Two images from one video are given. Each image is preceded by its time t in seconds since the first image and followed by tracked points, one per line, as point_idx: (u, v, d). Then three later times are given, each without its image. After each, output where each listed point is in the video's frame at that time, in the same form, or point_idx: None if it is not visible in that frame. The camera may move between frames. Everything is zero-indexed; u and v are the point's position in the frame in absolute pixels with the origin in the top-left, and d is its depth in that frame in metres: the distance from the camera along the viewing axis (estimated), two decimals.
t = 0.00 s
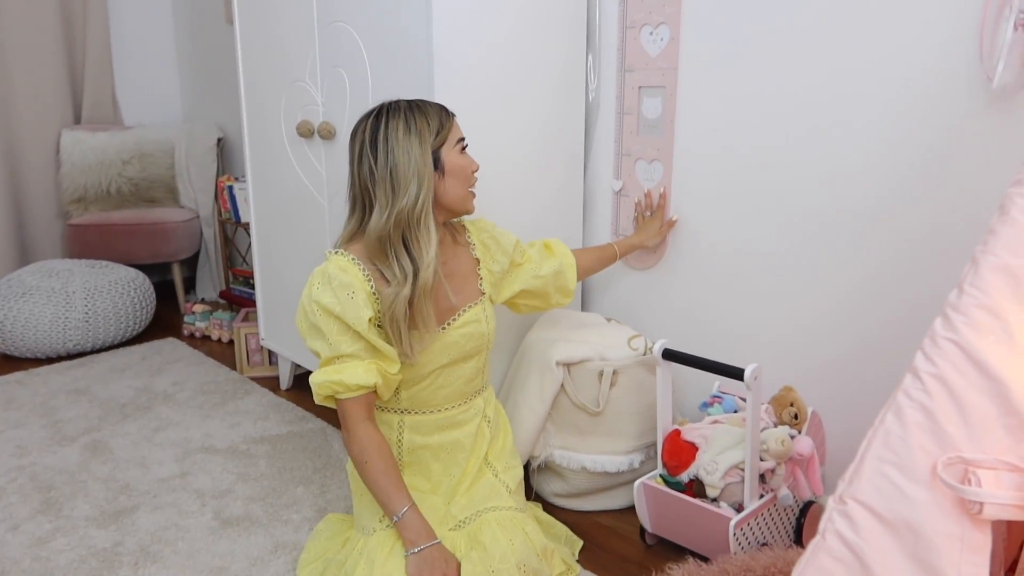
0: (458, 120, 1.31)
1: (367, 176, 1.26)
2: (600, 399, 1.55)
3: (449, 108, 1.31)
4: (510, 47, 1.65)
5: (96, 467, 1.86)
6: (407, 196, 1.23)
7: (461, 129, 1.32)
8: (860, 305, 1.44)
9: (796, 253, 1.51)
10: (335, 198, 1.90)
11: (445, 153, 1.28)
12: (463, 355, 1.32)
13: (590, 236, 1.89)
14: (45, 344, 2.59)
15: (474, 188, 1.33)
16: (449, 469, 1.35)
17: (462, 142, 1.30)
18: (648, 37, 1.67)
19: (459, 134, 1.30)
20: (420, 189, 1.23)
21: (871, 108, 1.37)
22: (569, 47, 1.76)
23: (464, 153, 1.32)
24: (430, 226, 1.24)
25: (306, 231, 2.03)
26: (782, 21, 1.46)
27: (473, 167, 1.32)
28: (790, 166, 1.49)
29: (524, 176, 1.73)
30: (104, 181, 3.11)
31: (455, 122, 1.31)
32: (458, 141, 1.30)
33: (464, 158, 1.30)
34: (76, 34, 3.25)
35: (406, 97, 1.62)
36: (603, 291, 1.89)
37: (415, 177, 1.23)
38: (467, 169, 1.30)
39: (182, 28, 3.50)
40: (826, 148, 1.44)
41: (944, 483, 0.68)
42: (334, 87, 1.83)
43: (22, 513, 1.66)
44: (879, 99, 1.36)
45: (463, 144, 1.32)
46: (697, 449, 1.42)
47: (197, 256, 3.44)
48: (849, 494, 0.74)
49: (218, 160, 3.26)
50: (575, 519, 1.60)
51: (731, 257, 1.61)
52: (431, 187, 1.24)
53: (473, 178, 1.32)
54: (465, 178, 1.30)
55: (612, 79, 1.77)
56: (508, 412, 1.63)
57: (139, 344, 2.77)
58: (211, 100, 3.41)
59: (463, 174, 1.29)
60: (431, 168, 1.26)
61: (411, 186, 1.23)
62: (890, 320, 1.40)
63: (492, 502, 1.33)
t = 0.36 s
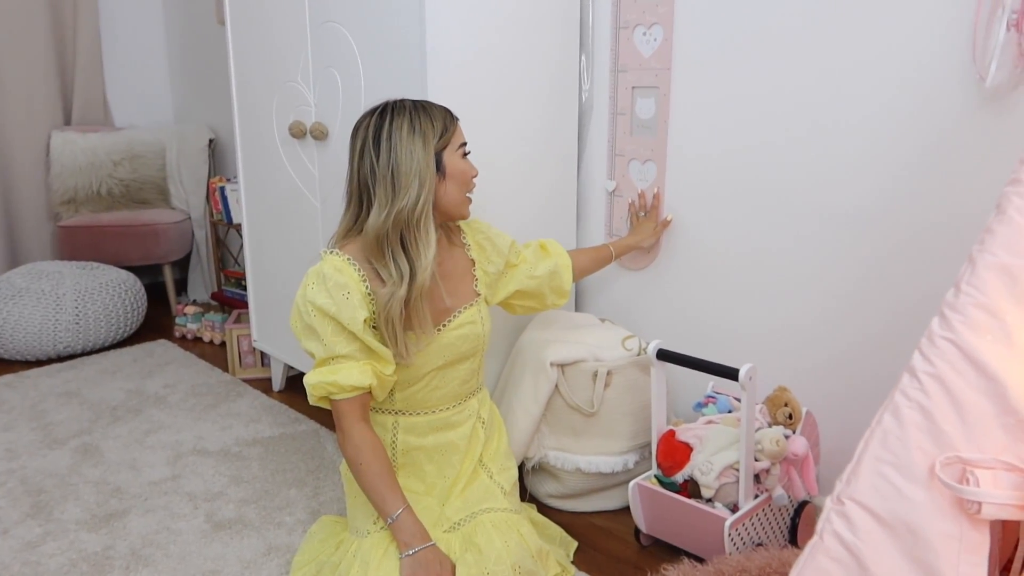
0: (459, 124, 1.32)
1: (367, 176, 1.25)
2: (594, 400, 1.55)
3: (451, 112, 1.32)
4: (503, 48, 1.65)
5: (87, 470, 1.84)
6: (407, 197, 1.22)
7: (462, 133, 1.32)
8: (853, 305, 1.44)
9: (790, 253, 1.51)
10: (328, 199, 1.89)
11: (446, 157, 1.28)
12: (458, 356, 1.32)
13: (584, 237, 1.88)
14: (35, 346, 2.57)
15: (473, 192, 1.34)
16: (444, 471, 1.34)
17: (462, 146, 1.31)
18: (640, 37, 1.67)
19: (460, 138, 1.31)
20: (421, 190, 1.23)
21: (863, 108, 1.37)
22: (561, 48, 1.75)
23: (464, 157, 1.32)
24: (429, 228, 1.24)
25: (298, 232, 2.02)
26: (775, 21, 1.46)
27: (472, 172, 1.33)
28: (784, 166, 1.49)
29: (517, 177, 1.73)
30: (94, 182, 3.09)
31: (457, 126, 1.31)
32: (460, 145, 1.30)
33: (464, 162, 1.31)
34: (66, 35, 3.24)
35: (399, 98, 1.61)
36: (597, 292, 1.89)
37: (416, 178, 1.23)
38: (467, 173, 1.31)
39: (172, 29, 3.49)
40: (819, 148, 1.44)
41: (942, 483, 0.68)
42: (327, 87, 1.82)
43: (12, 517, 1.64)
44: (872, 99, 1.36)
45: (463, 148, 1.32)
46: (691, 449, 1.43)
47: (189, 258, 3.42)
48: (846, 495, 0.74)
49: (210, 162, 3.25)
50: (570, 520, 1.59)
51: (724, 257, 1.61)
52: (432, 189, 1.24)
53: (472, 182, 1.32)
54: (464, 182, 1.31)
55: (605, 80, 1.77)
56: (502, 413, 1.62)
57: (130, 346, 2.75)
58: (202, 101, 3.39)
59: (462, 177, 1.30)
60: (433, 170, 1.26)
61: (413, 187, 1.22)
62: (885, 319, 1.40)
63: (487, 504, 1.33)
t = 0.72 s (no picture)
0: (459, 124, 1.30)
1: (366, 173, 1.24)
2: (594, 400, 1.54)
3: (452, 112, 1.31)
4: (502, 46, 1.64)
5: (82, 471, 1.82)
6: (406, 196, 1.21)
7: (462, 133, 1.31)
8: (855, 304, 1.43)
9: (791, 253, 1.50)
10: (324, 198, 1.87)
11: (447, 156, 1.27)
12: (456, 357, 1.31)
13: (583, 236, 1.87)
14: (29, 346, 2.56)
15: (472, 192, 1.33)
16: (443, 472, 1.33)
17: (463, 146, 1.30)
18: (639, 35, 1.66)
19: (461, 138, 1.30)
20: (420, 190, 1.22)
21: (864, 106, 1.36)
22: (560, 46, 1.74)
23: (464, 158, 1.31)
24: (428, 228, 1.23)
25: (295, 231, 2.00)
26: (776, 19, 1.45)
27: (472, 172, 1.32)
28: (785, 164, 1.48)
29: (516, 176, 1.72)
30: (89, 181, 3.08)
31: (457, 125, 1.30)
32: (460, 145, 1.29)
33: (465, 162, 1.30)
34: (60, 33, 3.21)
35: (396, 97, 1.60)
36: (596, 291, 1.88)
37: (416, 177, 1.21)
38: (467, 173, 1.30)
39: (167, 27, 3.47)
40: (820, 146, 1.43)
41: (953, 486, 0.67)
42: (323, 85, 1.81)
43: (6, 520, 1.63)
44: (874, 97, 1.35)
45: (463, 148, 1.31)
46: (692, 450, 1.42)
47: (184, 257, 3.40)
48: (854, 498, 0.73)
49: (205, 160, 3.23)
50: (569, 520, 1.58)
51: (724, 257, 1.60)
52: (432, 188, 1.23)
53: (471, 182, 1.31)
54: (464, 182, 1.30)
55: (604, 78, 1.76)
56: (501, 413, 1.61)
57: (125, 346, 2.74)
58: (197, 100, 3.37)
59: (462, 178, 1.29)
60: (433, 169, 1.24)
61: (412, 186, 1.21)
62: (886, 319, 1.39)
63: (486, 506, 1.32)
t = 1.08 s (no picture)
0: (451, 116, 1.29)
1: (356, 166, 1.22)
2: (588, 395, 1.53)
3: (444, 103, 1.29)
4: (495, 37, 1.62)
5: (72, 468, 1.81)
6: (397, 188, 1.19)
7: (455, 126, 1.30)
8: (850, 297, 1.42)
9: (786, 245, 1.49)
10: (316, 192, 1.86)
11: (438, 149, 1.25)
12: (449, 352, 1.29)
13: (577, 229, 1.86)
14: (18, 342, 2.53)
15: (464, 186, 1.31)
16: (437, 468, 1.32)
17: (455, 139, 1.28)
18: (634, 26, 1.65)
19: (453, 130, 1.28)
20: (412, 182, 1.20)
21: (860, 97, 1.35)
22: (553, 37, 1.72)
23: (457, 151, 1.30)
24: (419, 221, 1.21)
25: (286, 225, 1.98)
26: (771, 9, 1.43)
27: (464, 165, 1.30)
28: (780, 156, 1.47)
29: (510, 168, 1.70)
30: (78, 175, 3.04)
31: (449, 118, 1.28)
32: (452, 138, 1.28)
33: (457, 155, 1.28)
34: (48, 24, 3.18)
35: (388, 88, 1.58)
36: (591, 285, 1.87)
37: (407, 170, 1.20)
38: (459, 166, 1.28)
39: (156, 19, 3.43)
40: (816, 138, 1.42)
41: (955, 482, 0.67)
42: (314, 77, 1.79)
43: None
44: (870, 88, 1.34)
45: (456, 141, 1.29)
46: (687, 444, 1.40)
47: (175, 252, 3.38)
48: (855, 494, 0.72)
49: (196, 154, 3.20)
50: (563, 515, 1.57)
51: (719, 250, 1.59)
52: (423, 181, 1.21)
53: (462, 176, 1.30)
54: (456, 175, 1.28)
55: (599, 69, 1.74)
56: (495, 408, 1.60)
57: (116, 342, 2.71)
58: (187, 92, 3.34)
59: (455, 171, 1.27)
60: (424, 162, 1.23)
61: (403, 178, 1.20)
62: (882, 312, 1.38)
63: (480, 501, 1.31)
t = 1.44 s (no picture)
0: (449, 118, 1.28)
1: (353, 167, 1.22)
2: (586, 397, 1.52)
3: (442, 105, 1.28)
4: (492, 38, 1.62)
5: (66, 471, 1.79)
6: (394, 189, 1.19)
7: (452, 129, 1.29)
8: (848, 299, 1.42)
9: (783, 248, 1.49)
10: (312, 193, 1.85)
11: (436, 151, 1.25)
12: (446, 354, 1.29)
13: (574, 230, 1.86)
14: (11, 344, 2.52)
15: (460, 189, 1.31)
16: (434, 471, 1.31)
17: (452, 141, 1.28)
18: (634, 28, 1.64)
19: (451, 133, 1.28)
20: (409, 184, 1.19)
21: (857, 99, 1.35)
22: (551, 38, 1.72)
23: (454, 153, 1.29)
24: (416, 223, 1.21)
25: (282, 226, 1.97)
26: (771, 10, 1.43)
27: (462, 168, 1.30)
28: (778, 158, 1.47)
29: (507, 170, 1.70)
30: (71, 176, 3.02)
31: (446, 120, 1.28)
32: (449, 140, 1.27)
33: (454, 158, 1.28)
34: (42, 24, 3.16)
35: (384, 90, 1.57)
36: (588, 286, 1.86)
37: (404, 171, 1.19)
38: (456, 168, 1.28)
39: (151, 19, 3.42)
40: (814, 140, 1.41)
41: (957, 487, 0.67)
42: (310, 78, 1.78)
43: None
44: (867, 90, 1.33)
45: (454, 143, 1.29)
46: (685, 447, 1.40)
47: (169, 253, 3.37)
48: (856, 499, 0.72)
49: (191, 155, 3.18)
50: (560, 518, 1.57)
51: (717, 252, 1.59)
52: (420, 182, 1.21)
53: (459, 179, 1.29)
54: (453, 178, 1.27)
55: (598, 71, 1.74)
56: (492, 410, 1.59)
57: (110, 344, 2.70)
58: (183, 93, 3.33)
59: (452, 173, 1.27)
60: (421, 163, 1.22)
61: (400, 180, 1.19)
62: (880, 314, 1.38)
63: (477, 504, 1.30)
